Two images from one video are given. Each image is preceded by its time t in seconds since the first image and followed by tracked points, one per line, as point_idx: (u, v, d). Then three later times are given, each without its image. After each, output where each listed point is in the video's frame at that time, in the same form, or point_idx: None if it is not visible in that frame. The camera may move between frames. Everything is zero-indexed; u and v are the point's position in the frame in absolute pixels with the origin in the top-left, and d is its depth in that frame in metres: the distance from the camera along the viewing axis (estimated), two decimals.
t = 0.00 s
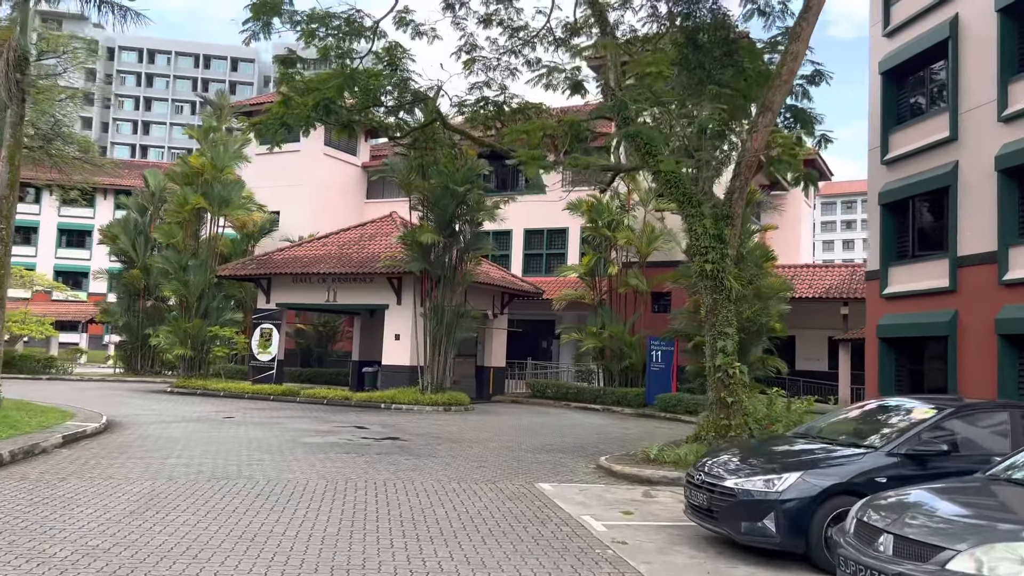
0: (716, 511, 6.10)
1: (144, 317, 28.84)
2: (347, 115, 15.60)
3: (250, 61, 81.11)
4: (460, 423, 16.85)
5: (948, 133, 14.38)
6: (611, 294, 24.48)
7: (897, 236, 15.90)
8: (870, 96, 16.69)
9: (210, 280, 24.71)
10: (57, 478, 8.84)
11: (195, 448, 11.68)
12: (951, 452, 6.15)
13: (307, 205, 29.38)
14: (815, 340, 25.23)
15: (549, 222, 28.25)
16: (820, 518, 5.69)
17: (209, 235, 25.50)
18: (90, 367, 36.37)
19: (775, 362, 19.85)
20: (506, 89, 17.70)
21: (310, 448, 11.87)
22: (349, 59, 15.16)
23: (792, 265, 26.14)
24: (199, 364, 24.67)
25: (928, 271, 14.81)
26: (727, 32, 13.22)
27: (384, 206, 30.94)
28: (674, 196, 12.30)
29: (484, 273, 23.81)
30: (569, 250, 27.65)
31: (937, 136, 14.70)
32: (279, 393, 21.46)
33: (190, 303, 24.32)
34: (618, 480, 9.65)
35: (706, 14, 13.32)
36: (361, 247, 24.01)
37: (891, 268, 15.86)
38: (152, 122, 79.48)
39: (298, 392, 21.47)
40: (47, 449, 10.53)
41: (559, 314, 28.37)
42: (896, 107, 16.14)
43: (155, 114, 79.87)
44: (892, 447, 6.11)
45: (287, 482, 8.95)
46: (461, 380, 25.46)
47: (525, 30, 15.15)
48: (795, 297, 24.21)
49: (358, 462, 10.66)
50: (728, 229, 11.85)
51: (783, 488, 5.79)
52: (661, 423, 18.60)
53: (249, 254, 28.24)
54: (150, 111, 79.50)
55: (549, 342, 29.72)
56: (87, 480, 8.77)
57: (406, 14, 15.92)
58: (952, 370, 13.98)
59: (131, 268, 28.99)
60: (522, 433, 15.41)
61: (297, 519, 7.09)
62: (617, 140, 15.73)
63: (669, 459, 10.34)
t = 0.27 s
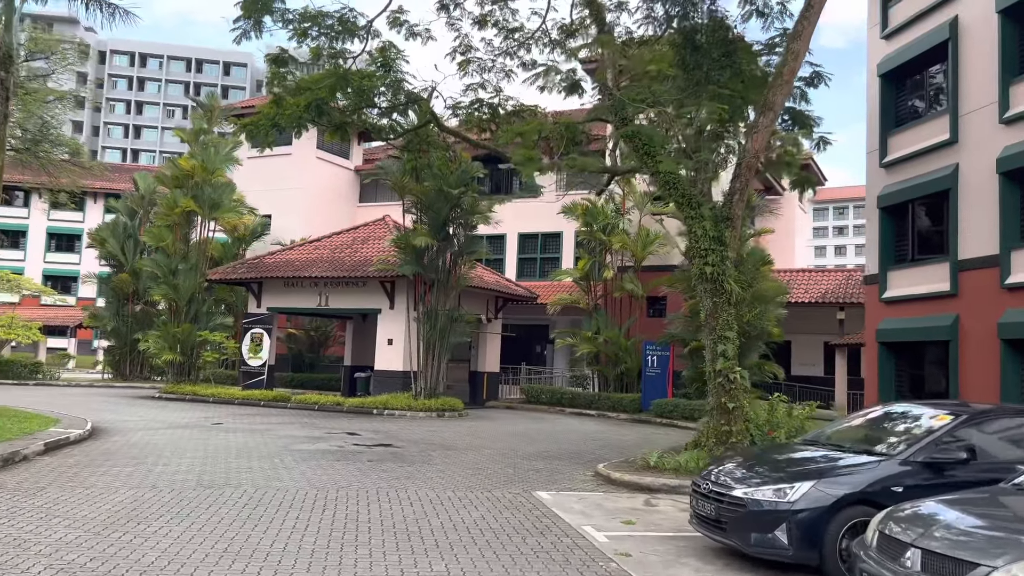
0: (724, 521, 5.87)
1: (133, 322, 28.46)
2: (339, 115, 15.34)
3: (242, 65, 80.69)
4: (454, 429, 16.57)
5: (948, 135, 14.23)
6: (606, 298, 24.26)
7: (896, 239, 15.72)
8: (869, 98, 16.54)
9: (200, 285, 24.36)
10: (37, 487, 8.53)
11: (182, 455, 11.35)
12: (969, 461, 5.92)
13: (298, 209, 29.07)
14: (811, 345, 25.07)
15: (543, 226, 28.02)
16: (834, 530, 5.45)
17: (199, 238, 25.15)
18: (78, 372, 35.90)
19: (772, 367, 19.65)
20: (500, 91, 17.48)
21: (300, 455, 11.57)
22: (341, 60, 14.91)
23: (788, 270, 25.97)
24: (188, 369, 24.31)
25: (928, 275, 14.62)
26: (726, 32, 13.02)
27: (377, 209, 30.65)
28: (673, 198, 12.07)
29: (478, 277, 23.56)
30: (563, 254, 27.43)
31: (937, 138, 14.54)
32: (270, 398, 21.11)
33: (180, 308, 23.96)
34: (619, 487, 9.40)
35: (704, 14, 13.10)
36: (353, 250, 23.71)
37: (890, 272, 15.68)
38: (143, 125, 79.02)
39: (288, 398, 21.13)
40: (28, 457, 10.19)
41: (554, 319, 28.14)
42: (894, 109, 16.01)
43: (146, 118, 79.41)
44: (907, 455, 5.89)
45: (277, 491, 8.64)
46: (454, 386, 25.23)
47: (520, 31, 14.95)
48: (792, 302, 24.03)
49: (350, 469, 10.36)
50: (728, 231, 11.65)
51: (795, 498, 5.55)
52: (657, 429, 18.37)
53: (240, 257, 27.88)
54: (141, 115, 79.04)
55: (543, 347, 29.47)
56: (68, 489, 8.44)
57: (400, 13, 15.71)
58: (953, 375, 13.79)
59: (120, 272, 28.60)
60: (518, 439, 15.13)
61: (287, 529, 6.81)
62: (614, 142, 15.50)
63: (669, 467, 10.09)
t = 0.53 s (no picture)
0: (733, 537, 5.58)
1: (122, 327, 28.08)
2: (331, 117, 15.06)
3: (235, 69, 80.34)
4: (448, 437, 16.25)
5: (950, 138, 14.02)
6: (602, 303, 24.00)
7: (897, 244, 15.50)
8: (868, 102, 16.35)
9: (190, 290, 23.99)
10: (14, 499, 8.19)
11: (167, 464, 11.02)
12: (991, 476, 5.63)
13: (290, 213, 28.73)
14: (808, 352, 24.85)
15: (539, 231, 27.75)
16: (850, 547, 5.16)
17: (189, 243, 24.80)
18: (67, 379, 35.43)
19: (770, 374, 19.41)
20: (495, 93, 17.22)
21: (290, 465, 11.24)
22: (333, 61, 14.64)
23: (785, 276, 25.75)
24: (178, 376, 23.94)
25: (931, 281, 14.39)
26: (724, 32, 12.82)
27: (370, 214, 30.35)
28: (673, 202, 11.81)
29: (472, 282, 23.27)
30: (558, 259, 27.17)
31: (939, 141, 14.34)
32: (260, 405, 20.75)
33: (169, 313, 23.59)
34: (619, 499, 9.11)
35: (703, 15, 12.90)
36: (345, 255, 23.39)
37: (891, 277, 15.45)
38: (135, 130, 78.58)
39: (279, 405, 20.77)
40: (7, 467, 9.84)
41: (549, 325, 27.86)
42: (894, 113, 15.84)
43: (138, 122, 79.00)
44: (925, 469, 5.60)
45: (263, 503, 8.33)
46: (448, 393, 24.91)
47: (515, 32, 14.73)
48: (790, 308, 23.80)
49: (341, 480, 10.05)
50: (729, 235, 11.39)
51: (807, 513, 5.27)
52: (655, 437, 18.10)
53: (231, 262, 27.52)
54: (133, 119, 78.64)
55: (538, 353, 29.19)
56: (45, 502, 8.11)
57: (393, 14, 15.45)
58: (956, 382, 13.56)
59: (110, 277, 28.23)
60: (513, 447, 14.84)
61: (272, 545, 6.49)
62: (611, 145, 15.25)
63: (670, 477, 9.81)
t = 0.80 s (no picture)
0: (740, 548, 5.34)
1: (112, 330, 27.73)
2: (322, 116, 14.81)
3: (229, 71, 79.94)
4: (442, 441, 15.98)
5: (951, 138, 13.84)
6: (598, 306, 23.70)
7: (897, 245, 15.31)
8: (867, 102, 16.18)
9: (180, 292, 23.66)
10: None
11: (153, 470, 10.73)
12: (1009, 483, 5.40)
13: (282, 214, 28.42)
14: (805, 355, 24.66)
15: (534, 233, 27.51)
16: (864, 559, 4.93)
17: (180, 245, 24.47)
18: (56, 382, 35.01)
19: (768, 377, 19.18)
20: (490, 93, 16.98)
21: (279, 471, 10.97)
22: (325, 58, 14.38)
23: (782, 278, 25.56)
24: (168, 379, 23.61)
25: (932, 282, 14.20)
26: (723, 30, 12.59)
27: (363, 215, 30.07)
28: (672, 201, 11.57)
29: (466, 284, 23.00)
30: (554, 261, 26.94)
31: (940, 141, 14.15)
32: (251, 409, 20.44)
33: (159, 315, 23.25)
34: (617, 505, 8.86)
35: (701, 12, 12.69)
36: (338, 257, 23.11)
37: (892, 278, 15.25)
38: (128, 131, 78.13)
39: (271, 408, 20.46)
40: None
41: (544, 327, 27.62)
42: (894, 113, 15.65)
43: (131, 124, 78.58)
44: (940, 476, 5.36)
45: (250, 511, 8.05)
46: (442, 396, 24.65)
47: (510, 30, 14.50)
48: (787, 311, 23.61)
49: (332, 486, 9.79)
50: (729, 236, 11.16)
51: (819, 523, 5.03)
52: (652, 441, 17.84)
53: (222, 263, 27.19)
54: (125, 121, 78.22)
55: (533, 356, 28.95)
56: (23, 510, 7.82)
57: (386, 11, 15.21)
58: (958, 386, 13.36)
59: (99, 279, 27.89)
60: (508, 451, 14.58)
61: (257, 555, 6.23)
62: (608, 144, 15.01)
63: (670, 483, 9.56)
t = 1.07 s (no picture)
0: (750, 564, 5.04)
1: (102, 333, 27.35)
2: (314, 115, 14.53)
3: (222, 73, 79.54)
4: (435, 447, 15.66)
5: (955, 139, 13.62)
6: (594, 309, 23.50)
7: (899, 248, 15.08)
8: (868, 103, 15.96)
9: (170, 295, 23.31)
10: None
11: (137, 478, 10.39)
12: None
13: (275, 216, 28.09)
14: (803, 359, 24.41)
15: (529, 235, 27.22)
16: None
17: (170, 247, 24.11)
18: (46, 386, 34.56)
19: (767, 381, 18.91)
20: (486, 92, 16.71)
21: (267, 478, 10.64)
22: (317, 56, 14.09)
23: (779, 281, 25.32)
24: (157, 383, 23.24)
25: (935, 285, 13.95)
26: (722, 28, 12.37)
27: (357, 217, 29.76)
28: (671, 202, 11.33)
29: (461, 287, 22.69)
30: (549, 264, 26.66)
31: (943, 141, 13.93)
32: (241, 414, 20.10)
33: (148, 319, 22.88)
34: (617, 515, 8.56)
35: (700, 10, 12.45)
36: (331, 259, 22.79)
37: (893, 281, 15.01)
38: (121, 134, 77.69)
39: (261, 413, 20.11)
40: None
41: (539, 331, 27.34)
42: (895, 114, 15.43)
43: (123, 126, 78.15)
44: (962, 488, 5.08)
45: (234, 521, 7.74)
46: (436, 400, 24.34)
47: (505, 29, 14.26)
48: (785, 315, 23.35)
49: (321, 495, 9.47)
50: (731, 237, 10.89)
51: (834, 538, 4.74)
52: (649, 446, 17.55)
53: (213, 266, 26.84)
54: (118, 123, 77.77)
55: (528, 360, 28.65)
56: None
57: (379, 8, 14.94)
58: (962, 390, 13.11)
59: (88, 281, 27.51)
60: (503, 457, 14.28)
61: (238, 570, 5.92)
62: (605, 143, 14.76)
63: (670, 491, 9.27)
